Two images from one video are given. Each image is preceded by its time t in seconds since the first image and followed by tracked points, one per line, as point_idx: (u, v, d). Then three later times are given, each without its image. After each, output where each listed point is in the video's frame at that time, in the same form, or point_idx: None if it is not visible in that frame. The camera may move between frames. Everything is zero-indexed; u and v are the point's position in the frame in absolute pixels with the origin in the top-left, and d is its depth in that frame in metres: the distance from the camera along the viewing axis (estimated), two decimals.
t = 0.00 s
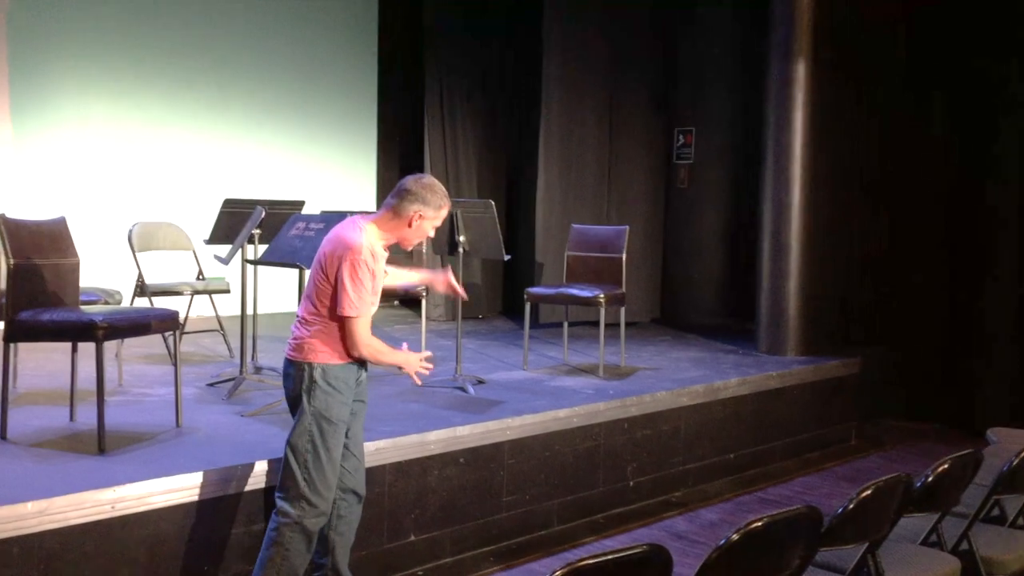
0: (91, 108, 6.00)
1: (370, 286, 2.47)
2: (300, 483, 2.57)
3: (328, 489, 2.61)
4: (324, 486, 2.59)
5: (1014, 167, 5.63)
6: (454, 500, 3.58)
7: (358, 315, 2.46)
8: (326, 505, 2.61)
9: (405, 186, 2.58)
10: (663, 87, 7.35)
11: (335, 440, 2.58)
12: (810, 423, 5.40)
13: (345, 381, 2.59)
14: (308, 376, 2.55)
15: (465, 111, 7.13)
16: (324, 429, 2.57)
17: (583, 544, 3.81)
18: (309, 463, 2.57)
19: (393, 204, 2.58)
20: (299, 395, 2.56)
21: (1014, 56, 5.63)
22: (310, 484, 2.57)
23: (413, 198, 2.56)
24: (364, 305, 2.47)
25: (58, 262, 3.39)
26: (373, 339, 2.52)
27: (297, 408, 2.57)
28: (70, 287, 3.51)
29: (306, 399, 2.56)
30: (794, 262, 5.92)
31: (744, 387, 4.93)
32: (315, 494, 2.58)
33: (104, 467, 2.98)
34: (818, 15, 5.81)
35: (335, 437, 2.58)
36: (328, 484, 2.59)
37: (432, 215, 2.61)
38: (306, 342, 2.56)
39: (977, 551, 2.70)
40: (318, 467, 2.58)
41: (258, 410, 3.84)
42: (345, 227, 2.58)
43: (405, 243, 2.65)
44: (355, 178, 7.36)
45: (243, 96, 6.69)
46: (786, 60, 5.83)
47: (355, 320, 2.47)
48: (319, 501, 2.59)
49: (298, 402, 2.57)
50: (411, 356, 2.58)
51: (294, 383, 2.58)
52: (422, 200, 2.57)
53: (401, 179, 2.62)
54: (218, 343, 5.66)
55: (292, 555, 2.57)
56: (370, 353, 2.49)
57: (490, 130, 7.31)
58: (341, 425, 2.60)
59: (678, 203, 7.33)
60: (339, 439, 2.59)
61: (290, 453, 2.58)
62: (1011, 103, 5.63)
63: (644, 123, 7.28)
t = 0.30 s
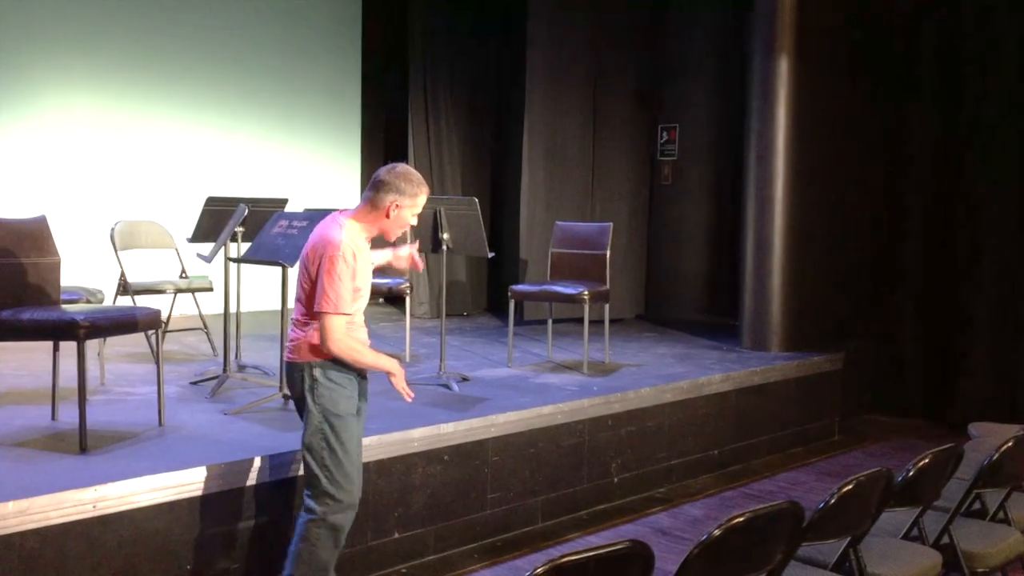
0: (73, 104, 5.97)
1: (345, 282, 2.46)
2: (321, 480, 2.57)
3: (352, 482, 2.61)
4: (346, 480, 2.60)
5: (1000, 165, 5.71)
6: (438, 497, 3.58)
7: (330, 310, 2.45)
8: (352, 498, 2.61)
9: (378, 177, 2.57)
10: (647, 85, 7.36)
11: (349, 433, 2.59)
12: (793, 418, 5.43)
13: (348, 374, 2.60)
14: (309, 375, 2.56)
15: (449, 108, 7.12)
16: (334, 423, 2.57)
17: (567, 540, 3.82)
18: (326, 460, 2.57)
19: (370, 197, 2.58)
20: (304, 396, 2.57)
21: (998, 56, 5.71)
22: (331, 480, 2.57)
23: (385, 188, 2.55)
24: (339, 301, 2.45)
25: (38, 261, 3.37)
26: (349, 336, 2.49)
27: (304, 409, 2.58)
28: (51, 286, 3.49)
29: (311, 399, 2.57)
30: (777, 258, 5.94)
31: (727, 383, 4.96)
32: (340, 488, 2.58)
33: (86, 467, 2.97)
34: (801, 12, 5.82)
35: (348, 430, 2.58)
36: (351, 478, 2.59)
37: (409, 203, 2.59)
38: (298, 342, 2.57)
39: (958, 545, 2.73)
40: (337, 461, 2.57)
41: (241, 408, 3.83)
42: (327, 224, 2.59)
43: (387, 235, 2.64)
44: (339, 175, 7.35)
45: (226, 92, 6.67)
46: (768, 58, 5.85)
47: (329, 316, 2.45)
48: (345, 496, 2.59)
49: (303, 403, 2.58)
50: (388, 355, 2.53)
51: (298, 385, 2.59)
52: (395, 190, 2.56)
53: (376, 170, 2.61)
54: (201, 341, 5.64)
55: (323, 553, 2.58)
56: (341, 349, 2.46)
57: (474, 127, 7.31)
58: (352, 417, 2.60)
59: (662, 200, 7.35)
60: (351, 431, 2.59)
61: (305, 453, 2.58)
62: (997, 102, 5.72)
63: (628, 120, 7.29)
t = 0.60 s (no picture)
0: (59, 103, 5.94)
1: (326, 274, 2.41)
2: (328, 482, 2.52)
3: (359, 481, 2.56)
4: (353, 479, 2.55)
5: (986, 164, 5.74)
6: (428, 495, 3.58)
7: (307, 301, 2.40)
8: (362, 496, 2.56)
9: (366, 171, 2.56)
10: (635, 83, 7.37)
11: (350, 431, 2.54)
12: (782, 415, 5.44)
13: (342, 372, 2.55)
14: (303, 377, 2.51)
15: (438, 106, 7.12)
16: (333, 424, 2.52)
17: (557, 538, 3.82)
18: (331, 461, 2.52)
19: (358, 192, 2.56)
20: (299, 401, 2.52)
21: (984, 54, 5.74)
22: (338, 481, 2.52)
23: (372, 182, 2.53)
24: (318, 293, 2.41)
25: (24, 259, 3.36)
26: (327, 330, 2.44)
27: (300, 413, 2.52)
28: (38, 285, 3.48)
29: (307, 402, 2.52)
30: (766, 255, 5.95)
31: (716, 380, 4.98)
32: (348, 487, 2.53)
33: (74, 467, 2.97)
34: (789, 10, 5.83)
35: (348, 429, 2.53)
36: (358, 476, 2.54)
37: (397, 196, 2.56)
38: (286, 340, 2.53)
39: (946, 541, 2.74)
40: (342, 461, 2.52)
41: (229, 408, 3.82)
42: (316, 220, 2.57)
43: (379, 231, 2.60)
44: (327, 174, 7.33)
45: (213, 91, 6.65)
46: (756, 55, 5.87)
47: (307, 307, 2.41)
48: (354, 495, 2.54)
49: (299, 408, 2.52)
50: (366, 350, 2.47)
51: (292, 390, 2.54)
52: (382, 184, 2.54)
53: (366, 165, 2.59)
54: (189, 341, 5.62)
55: (340, 555, 2.52)
56: (315, 341, 2.40)
57: (463, 126, 7.30)
58: (351, 415, 2.55)
59: (651, 198, 7.37)
60: (351, 430, 2.54)
61: (307, 457, 2.53)
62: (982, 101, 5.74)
63: (617, 118, 7.30)
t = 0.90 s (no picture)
0: (44, 103, 5.89)
1: (323, 265, 2.34)
2: (326, 490, 2.45)
3: (359, 490, 2.48)
4: (354, 488, 2.47)
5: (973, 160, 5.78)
6: (417, 494, 3.57)
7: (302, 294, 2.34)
8: (362, 506, 2.48)
9: (364, 163, 2.47)
10: (623, 81, 7.37)
11: (352, 439, 2.46)
12: (770, 411, 5.46)
13: (348, 378, 2.46)
14: (307, 381, 2.43)
15: (426, 105, 7.11)
16: (335, 431, 2.43)
17: (546, 535, 3.82)
18: (330, 468, 2.44)
19: (358, 184, 2.47)
20: (302, 405, 2.44)
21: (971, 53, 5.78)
22: (337, 489, 2.44)
23: (369, 173, 2.44)
24: (314, 284, 2.34)
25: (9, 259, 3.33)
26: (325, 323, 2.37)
27: (302, 418, 2.45)
28: (22, 284, 3.45)
29: (309, 407, 2.44)
30: (754, 252, 5.96)
31: (704, 377, 4.98)
32: (347, 496, 2.45)
33: (61, 468, 2.95)
34: (776, 8, 5.84)
35: (350, 437, 2.45)
36: (358, 485, 2.46)
37: (397, 187, 2.46)
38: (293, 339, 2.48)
39: (932, 536, 2.75)
40: (342, 469, 2.45)
41: (216, 408, 3.80)
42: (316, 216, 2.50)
43: (381, 226, 2.51)
44: (314, 172, 7.31)
45: (200, 91, 6.62)
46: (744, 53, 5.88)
47: (303, 300, 2.34)
48: (353, 504, 2.46)
49: (302, 412, 2.45)
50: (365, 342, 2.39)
51: (295, 392, 2.47)
52: (379, 174, 2.44)
53: (364, 157, 2.51)
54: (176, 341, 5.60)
55: (334, 565, 2.45)
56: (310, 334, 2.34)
57: (451, 125, 7.30)
58: (355, 423, 2.47)
59: (639, 196, 7.38)
60: (354, 439, 2.46)
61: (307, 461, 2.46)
62: (970, 99, 5.79)
63: (605, 116, 7.31)
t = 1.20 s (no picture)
0: (26, 102, 5.84)
1: (314, 258, 2.30)
2: (318, 496, 2.42)
3: (353, 498, 2.44)
4: (346, 496, 2.43)
5: (955, 158, 5.82)
6: (402, 493, 3.56)
7: (293, 288, 2.29)
8: (355, 514, 2.45)
9: (359, 157, 2.45)
10: (609, 80, 7.38)
11: (347, 448, 2.42)
12: (756, 409, 5.47)
13: (345, 384, 2.42)
14: (303, 386, 2.40)
15: (412, 104, 7.10)
16: (329, 439, 2.40)
17: (532, 534, 3.83)
18: (323, 475, 2.41)
19: (352, 179, 2.46)
20: (298, 410, 2.41)
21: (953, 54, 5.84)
22: (329, 496, 2.42)
23: (363, 166, 2.42)
24: (306, 278, 2.29)
25: None
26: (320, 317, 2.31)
27: (298, 422, 2.42)
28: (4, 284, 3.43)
29: (305, 413, 2.41)
30: (740, 251, 5.98)
31: (690, 375, 4.99)
32: (339, 505, 2.42)
33: (44, 469, 2.93)
34: (761, 7, 5.85)
35: (344, 446, 2.41)
36: (351, 494, 2.43)
37: (392, 179, 2.44)
38: (290, 348, 2.42)
39: (917, 533, 2.76)
40: (335, 477, 2.41)
41: (201, 408, 3.78)
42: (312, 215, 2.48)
43: (378, 222, 2.48)
44: (299, 171, 7.29)
45: (184, 90, 6.59)
46: (730, 51, 5.88)
47: (295, 295, 2.29)
48: (345, 513, 2.43)
49: (297, 416, 2.43)
50: (363, 330, 2.33)
51: (293, 396, 2.44)
52: (373, 166, 2.42)
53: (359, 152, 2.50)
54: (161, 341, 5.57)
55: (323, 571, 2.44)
56: (304, 329, 2.28)
57: (437, 123, 7.29)
58: (351, 431, 2.42)
59: (625, 194, 7.38)
60: (349, 447, 2.42)
61: (301, 466, 2.44)
62: (963, 99, 5.79)
63: (591, 115, 7.31)
